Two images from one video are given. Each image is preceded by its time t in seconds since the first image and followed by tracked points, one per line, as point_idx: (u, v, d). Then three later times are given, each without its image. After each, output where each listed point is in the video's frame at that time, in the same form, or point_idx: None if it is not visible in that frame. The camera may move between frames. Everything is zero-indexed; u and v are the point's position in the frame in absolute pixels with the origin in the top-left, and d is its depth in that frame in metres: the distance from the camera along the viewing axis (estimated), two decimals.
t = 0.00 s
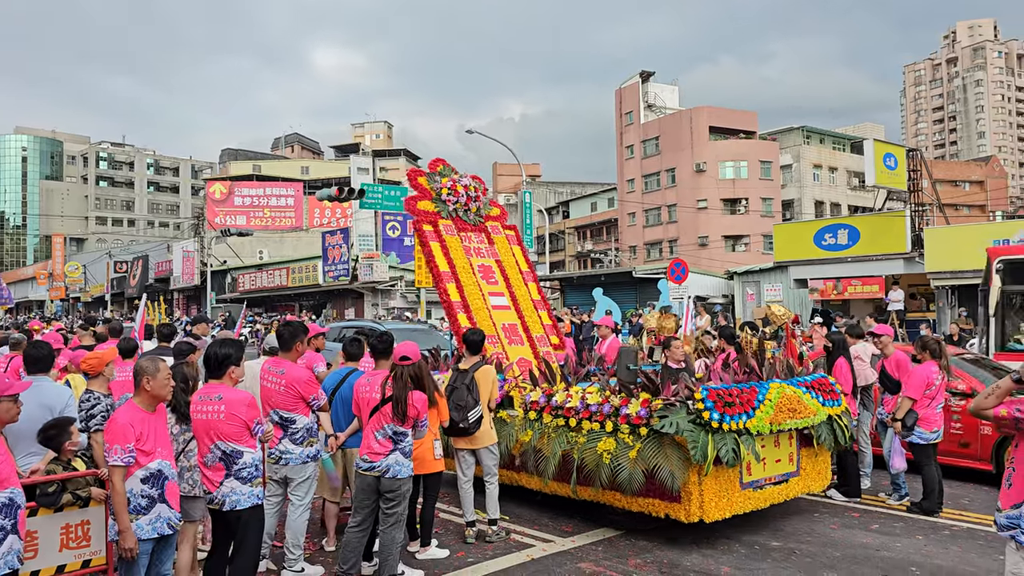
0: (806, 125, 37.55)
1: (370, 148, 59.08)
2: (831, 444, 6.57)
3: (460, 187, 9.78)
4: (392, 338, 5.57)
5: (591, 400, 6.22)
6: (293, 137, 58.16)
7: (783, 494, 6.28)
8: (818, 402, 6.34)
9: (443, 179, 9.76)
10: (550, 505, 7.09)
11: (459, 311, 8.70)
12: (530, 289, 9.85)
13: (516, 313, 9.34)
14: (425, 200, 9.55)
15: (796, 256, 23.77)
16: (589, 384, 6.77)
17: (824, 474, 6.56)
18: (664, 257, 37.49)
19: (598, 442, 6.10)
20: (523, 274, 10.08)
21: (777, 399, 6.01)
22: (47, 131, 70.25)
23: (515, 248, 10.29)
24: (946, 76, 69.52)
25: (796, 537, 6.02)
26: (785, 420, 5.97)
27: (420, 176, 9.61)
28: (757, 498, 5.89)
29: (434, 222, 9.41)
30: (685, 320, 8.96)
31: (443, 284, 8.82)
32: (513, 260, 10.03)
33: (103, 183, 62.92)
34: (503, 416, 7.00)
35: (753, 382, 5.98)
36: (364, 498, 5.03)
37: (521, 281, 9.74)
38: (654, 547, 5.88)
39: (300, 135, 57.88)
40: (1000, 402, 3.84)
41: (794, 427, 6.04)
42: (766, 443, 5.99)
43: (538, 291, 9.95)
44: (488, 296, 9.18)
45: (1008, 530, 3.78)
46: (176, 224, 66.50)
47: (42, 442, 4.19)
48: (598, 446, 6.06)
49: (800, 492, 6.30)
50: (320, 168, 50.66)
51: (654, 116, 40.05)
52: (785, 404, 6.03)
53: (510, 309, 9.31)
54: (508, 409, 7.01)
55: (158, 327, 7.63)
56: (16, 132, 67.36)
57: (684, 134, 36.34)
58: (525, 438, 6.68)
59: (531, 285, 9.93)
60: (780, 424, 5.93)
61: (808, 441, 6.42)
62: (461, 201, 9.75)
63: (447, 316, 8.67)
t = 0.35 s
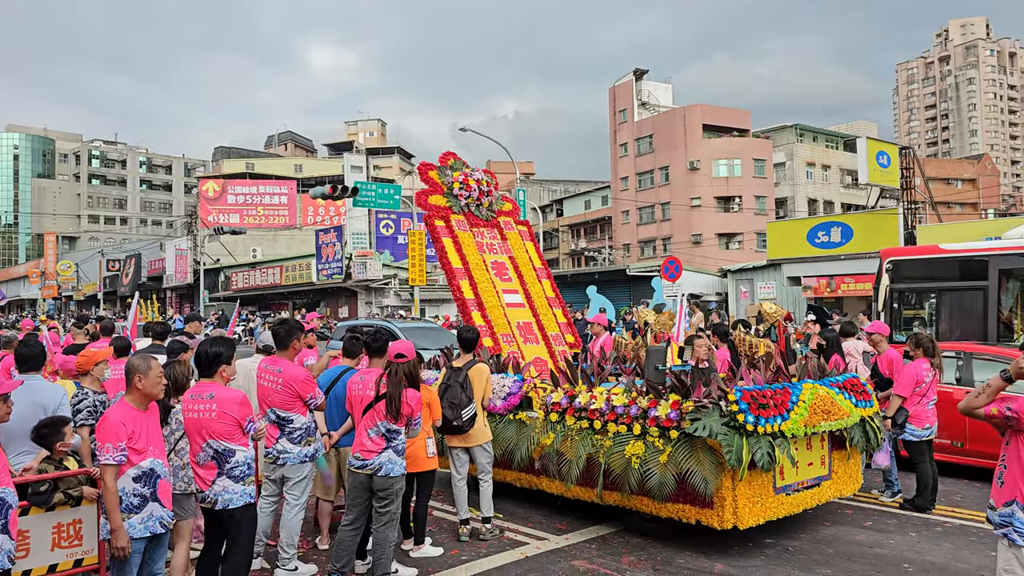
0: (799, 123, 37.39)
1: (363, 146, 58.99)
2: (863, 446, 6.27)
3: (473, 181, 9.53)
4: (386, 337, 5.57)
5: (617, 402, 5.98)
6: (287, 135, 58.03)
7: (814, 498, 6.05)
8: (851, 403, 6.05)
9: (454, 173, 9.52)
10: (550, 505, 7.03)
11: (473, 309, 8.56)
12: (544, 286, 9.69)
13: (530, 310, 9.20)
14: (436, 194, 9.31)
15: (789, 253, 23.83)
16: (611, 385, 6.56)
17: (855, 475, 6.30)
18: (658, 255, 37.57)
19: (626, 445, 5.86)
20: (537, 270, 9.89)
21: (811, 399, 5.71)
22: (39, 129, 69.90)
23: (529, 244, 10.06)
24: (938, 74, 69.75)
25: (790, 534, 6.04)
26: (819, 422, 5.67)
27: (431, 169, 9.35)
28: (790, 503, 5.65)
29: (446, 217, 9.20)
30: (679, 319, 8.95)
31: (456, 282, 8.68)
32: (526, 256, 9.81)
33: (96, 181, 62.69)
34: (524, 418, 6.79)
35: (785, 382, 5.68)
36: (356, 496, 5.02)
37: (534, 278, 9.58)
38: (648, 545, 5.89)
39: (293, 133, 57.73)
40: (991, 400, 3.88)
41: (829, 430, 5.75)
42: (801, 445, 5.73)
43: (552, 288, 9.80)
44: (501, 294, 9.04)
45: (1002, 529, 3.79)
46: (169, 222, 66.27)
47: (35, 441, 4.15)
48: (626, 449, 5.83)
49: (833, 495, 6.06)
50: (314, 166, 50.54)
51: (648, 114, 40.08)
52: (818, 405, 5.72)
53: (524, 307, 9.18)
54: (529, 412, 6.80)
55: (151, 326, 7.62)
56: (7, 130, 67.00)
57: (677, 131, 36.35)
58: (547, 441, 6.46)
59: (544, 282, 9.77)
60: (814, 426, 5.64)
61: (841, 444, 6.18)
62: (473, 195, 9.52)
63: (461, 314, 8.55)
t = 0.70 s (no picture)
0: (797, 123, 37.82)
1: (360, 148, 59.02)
2: (904, 451, 6.08)
3: (489, 177, 8.93)
4: (386, 337, 5.53)
5: (651, 404, 5.76)
6: (283, 137, 58.03)
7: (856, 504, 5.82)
8: (894, 405, 5.84)
9: (470, 169, 8.91)
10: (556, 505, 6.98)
11: (493, 310, 7.97)
12: (564, 286, 9.11)
13: (551, 310, 8.63)
14: (451, 190, 8.68)
15: (786, 254, 23.88)
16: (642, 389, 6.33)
17: (897, 478, 6.05)
18: (655, 255, 37.65)
19: (662, 450, 5.63)
20: (555, 269, 9.26)
21: (854, 402, 5.52)
22: (35, 133, 69.72)
23: (547, 242, 9.47)
24: (934, 74, 69.99)
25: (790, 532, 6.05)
26: (864, 426, 5.46)
27: (445, 164, 8.76)
28: (834, 510, 5.43)
29: (462, 214, 8.56)
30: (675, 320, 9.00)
31: (475, 282, 8.05)
32: (545, 254, 9.24)
33: (92, 184, 62.58)
34: (552, 423, 6.55)
35: (827, 385, 5.53)
36: (354, 496, 5.02)
37: (555, 277, 8.99)
38: (646, 544, 5.89)
39: (290, 135, 57.74)
40: (985, 397, 3.88)
41: (873, 433, 5.54)
42: (846, 449, 5.51)
43: (572, 287, 9.21)
44: (521, 293, 8.43)
45: (999, 527, 3.78)
46: (166, 225, 66.21)
47: (34, 443, 4.12)
48: (662, 455, 5.60)
49: (875, 502, 5.84)
50: (310, 168, 50.54)
51: (644, 115, 40.13)
52: (862, 408, 5.52)
53: (544, 307, 8.61)
54: (556, 416, 6.56)
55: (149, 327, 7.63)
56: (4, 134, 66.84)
57: (674, 132, 36.40)
58: (576, 446, 6.23)
59: (564, 281, 9.17)
60: (859, 429, 5.43)
61: (883, 447, 5.95)
62: (491, 191, 8.89)
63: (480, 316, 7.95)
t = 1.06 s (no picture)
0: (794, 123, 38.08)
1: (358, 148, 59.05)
2: (946, 454, 5.87)
3: (508, 171, 8.52)
4: (384, 333, 5.51)
5: (687, 405, 5.46)
6: (281, 137, 58.03)
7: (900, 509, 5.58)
8: (938, 406, 5.62)
9: (488, 163, 8.55)
10: (552, 504, 6.96)
11: (515, 308, 7.63)
12: (585, 284, 8.70)
13: (572, 309, 8.27)
14: (470, 185, 8.36)
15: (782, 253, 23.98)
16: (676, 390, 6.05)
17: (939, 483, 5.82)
18: (652, 256, 37.79)
19: (701, 453, 5.34)
20: (576, 267, 8.85)
21: (901, 403, 5.27)
22: (32, 132, 69.59)
23: (567, 239, 9.06)
24: (931, 75, 70.27)
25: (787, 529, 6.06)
26: (911, 428, 5.24)
27: (464, 159, 8.53)
28: (879, 516, 5.18)
29: (481, 209, 8.20)
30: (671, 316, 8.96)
31: (495, 278, 7.72)
32: (566, 251, 8.84)
33: (89, 184, 62.49)
34: (580, 424, 6.25)
35: (871, 385, 5.25)
36: (350, 492, 5.02)
37: (576, 274, 8.59)
38: (644, 540, 5.90)
39: (288, 135, 57.76)
40: (978, 396, 3.87)
41: (920, 434, 5.32)
42: (892, 451, 5.27)
43: (593, 285, 8.79)
44: (542, 291, 8.08)
45: (992, 526, 3.69)
46: (163, 225, 66.21)
47: (33, 438, 4.11)
48: (701, 458, 5.31)
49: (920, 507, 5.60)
50: (308, 168, 50.56)
51: (641, 115, 40.21)
52: (908, 409, 5.29)
53: (566, 305, 8.24)
54: (584, 417, 6.26)
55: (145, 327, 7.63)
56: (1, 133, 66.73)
57: (671, 132, 36.48)
58: (608, 448, 5.94)
59: (585, 279, 8.74)
60: (906, 431, 5.20)
61: (927, 450, 5.73)
62: (509, 185, 8.51)
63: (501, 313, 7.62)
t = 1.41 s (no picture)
0: (785, 123, 38.03)
1: (351, 143, 58.94)
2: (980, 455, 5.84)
3: (524, 162, 8.38)
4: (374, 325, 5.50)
5: (720, 405, 5.21)
6: (273, 131, 57.80)
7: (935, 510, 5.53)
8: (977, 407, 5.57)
9: (503, 153, 8.37)
10: (543, 498, 6.99)
11: (532, 303, 7.57)
12: (601, 278, 8.72)
13: (590, 303, 8.27)
14: (484, 175, 8.15)
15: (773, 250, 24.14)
16: (707, 387, 5.78)
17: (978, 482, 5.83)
18: (644, 253, 37.94)
19: (737, 455, 5.08)
20: (592, 261, 8.86)
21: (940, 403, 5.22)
22: (22, 125, 68.95)
23: (581, 231, 9.03)
24: (923, 74, 70.73)
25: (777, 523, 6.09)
26: (952, 430, 5.16)
27: (477, 147, 8.23)
28: (918, 519, 5.07)
29: (498, 201, 8.06)
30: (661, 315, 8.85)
31: (512, 272, 7.63)
32: (582, 244, 8.81)
33: (80, 177, 62.02)
34: (606, 423, 5.95)
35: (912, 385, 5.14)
36: (340, 485, 5.02)
37: (593, 268, 8.60)
38: (635, 535, 5.92)
39: (280, 130, 57.54)
40: (960, 401, 3.46)
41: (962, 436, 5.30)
42: (933, 453, 5.15)
43: (610, 279, 8.80)
44: (560, 285, 8.05)
45: (978, 526, 3.37)
46: (154, 220, 65.84)
47: (24, 428, 4.07)
48: (738, 459, 5.07)
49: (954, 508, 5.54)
50: (300, 163, 50.41)
51: (635, 113, 40.30)
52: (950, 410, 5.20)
53: (583, 299, 8.24)
54: (608, 416, 5.97)
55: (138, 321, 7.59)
56: None
57: (664, 130, 36.55)
58: (637, 449, 5.67)
59: (602, 273, 8.75)
60: (949, 433, 5.13)
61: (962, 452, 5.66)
62: (525, 177, 8.36)
63: (519, 308, 7.55)
